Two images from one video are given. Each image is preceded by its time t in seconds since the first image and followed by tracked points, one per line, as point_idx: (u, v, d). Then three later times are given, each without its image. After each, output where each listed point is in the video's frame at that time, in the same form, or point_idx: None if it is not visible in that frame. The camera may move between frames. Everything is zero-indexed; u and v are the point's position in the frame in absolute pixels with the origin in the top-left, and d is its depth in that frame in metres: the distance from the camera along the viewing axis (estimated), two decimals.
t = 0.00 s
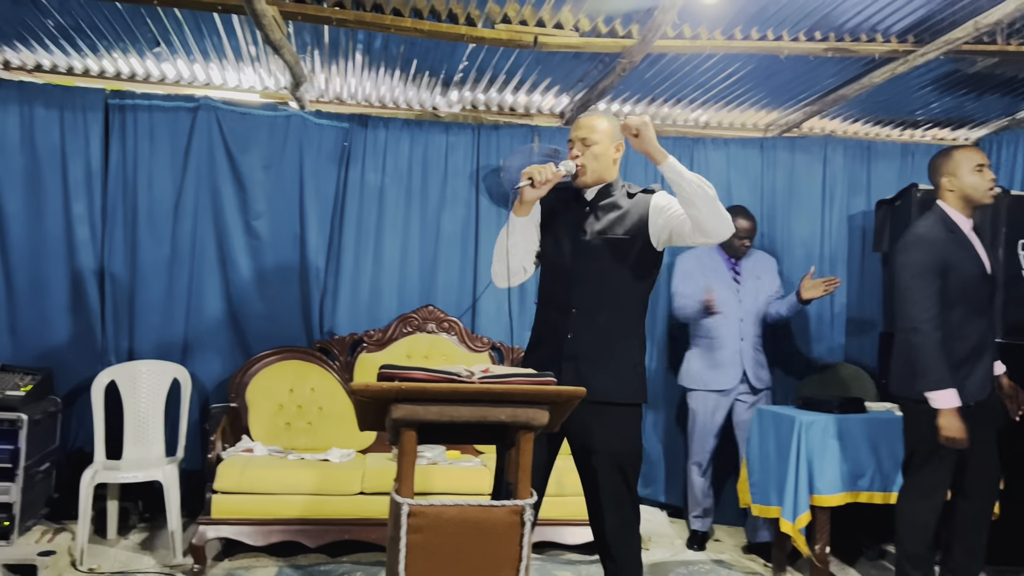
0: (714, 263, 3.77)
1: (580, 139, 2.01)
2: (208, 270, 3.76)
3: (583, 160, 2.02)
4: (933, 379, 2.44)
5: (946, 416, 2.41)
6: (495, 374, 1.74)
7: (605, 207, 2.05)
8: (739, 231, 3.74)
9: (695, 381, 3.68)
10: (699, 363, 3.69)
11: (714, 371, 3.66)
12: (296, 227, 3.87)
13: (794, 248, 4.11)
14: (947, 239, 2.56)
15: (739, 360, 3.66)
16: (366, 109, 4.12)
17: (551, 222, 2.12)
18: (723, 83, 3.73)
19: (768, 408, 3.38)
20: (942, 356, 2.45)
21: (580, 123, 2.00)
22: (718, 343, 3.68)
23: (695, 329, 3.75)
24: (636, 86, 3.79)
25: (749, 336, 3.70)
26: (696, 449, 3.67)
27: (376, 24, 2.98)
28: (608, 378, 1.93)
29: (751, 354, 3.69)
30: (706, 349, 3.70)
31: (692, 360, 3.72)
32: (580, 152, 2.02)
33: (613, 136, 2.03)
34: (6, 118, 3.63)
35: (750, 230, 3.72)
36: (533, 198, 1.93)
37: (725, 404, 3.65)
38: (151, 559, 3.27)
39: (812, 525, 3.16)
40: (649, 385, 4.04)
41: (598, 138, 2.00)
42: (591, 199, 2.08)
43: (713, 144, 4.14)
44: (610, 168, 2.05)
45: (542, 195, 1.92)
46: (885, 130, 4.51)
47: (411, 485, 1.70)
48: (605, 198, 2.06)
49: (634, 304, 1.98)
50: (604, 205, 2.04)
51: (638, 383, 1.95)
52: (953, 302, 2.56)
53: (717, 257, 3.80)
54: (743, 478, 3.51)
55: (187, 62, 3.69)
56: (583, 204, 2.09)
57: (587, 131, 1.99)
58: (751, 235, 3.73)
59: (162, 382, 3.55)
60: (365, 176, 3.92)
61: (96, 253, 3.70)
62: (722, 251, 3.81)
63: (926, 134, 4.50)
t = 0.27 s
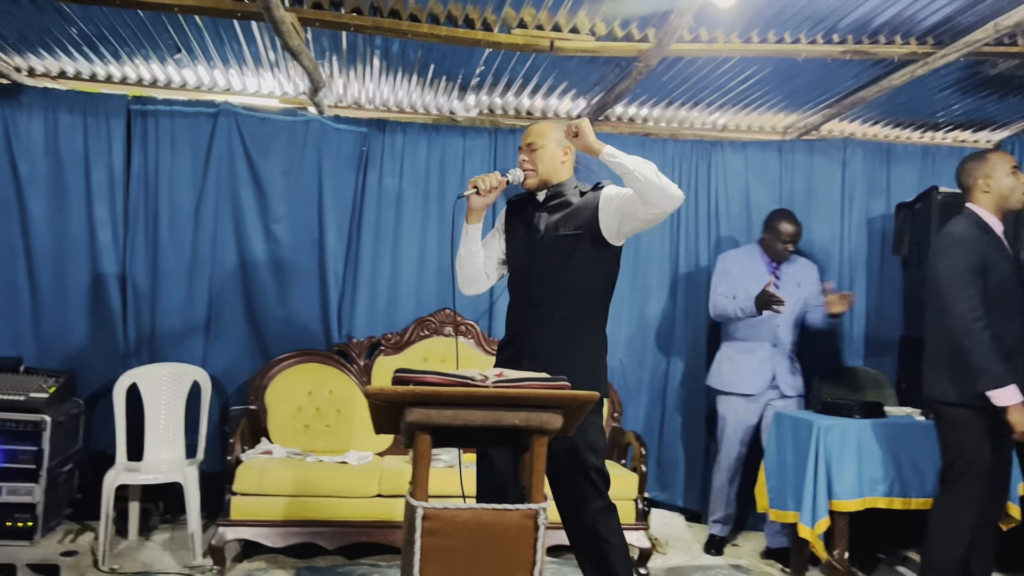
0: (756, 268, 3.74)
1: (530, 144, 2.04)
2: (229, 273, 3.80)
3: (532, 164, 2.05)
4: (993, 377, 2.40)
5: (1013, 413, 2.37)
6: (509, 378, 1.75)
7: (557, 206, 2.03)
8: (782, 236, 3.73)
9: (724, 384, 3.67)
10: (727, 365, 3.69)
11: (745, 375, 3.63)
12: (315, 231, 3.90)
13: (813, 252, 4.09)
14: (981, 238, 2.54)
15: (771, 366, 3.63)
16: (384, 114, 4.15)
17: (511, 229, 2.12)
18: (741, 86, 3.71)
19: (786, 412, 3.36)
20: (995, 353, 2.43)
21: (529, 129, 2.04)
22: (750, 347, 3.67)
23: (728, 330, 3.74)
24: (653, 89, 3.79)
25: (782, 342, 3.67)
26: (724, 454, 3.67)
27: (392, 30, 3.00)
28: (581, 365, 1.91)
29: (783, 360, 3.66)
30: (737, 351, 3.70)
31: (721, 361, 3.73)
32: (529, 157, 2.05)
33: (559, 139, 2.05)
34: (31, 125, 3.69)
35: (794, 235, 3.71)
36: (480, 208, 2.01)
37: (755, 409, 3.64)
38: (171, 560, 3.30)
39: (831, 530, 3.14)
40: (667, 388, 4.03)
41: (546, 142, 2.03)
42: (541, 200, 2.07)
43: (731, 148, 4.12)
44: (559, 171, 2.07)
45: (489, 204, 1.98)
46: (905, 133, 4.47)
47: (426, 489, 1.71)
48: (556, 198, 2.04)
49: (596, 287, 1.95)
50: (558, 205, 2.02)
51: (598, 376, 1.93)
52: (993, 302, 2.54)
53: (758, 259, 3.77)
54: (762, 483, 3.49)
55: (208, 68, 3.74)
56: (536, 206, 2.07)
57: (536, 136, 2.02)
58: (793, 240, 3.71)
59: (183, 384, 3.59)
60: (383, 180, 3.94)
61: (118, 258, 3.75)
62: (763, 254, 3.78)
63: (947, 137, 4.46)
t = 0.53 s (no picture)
0: (794, 272, 3.67)
1: (500, 145, 1.88)
2: (244, 274, 3.82)
3: (498, 166, 1.89)
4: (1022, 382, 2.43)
5: None
6: (521, 379, 1.75)
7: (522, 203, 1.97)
8: (822, 243, 3.57)
9: (747, 382, 3.67)
10: (752, 364, 3.67)
11: (769, 378, 3.63)
12: (329, 233, 3.91)
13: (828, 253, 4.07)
14: None
15: (796, 371, 3.62)
16: (397, 116, 4.16)
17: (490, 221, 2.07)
18: (755, 87, 3.70)
19: (801, 414, 3.35)
20: None
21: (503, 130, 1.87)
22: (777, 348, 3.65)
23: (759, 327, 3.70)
24: (667, 91, 3.78)
25: (810, 348, 3.64)
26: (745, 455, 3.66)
27: (406, 32, 3.01)
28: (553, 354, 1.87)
29: (809, 366, 3.64)
30: (763, 350, 3.68)
31: (747, 358, 3.72)
32: (499, 156, 1.89)
33: (529, 138, 1.87)
34: (49, 128, 3.73)
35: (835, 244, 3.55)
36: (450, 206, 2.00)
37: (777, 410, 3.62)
38: (186, 559, 3.33)
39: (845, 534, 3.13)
40: (681, 390, 4.02)
41: (515, 144, 1.86)
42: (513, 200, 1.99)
43: (745, 149, 4.11)
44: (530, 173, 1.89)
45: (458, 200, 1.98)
46: (921, 134, 4.44)
47: (438, 489, 1.72)
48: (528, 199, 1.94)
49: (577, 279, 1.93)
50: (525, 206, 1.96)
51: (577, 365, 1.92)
52: None
53: (795, 263, 3.69)
54: (776, 485, 3.48)
55: (224, 71, 3.76)
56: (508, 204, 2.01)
57: (508, 138, 1.87)
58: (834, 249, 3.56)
59: (198, 385, 3.62)
60: (397, 182, 3.96)
61: (135, 260, 3.78)
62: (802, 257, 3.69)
63: (964, 137, 4.42)
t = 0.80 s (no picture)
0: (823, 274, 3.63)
1: (499, 146, 1.98)
2: (258, 275, 3.84)
3: (498, 165, 1.99)
4: None
5: None
6: (535, 380, 1.74)
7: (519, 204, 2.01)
8: (852, 246, 3.49)
9: (768, 382, 3.63)
10: (774, 365, 3.64)
11: (792, 379, 3.59)
12: (343, 234, 3.92)
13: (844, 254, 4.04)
14: None
15: (820, 373, 3.59)
16: (411, 118, 4.17)
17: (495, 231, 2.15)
18: (771, 87, 3.68)
19: (816, 416, 3.33)
20: None
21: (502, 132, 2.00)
22: (801, 351, 3.62)
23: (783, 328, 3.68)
24: (681, 91, 3.77)
25: (835, 352, 3.61)
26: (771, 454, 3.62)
27: (420, 34, 3.02)
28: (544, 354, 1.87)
29: (833, 371, 3.61)
30: (787, 352, 3.65)
31: (768, 359, 3.68)
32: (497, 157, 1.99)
33: (525, 140, 1.97)
34: (66, 131, 3.77)
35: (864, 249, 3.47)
36: (448, 209, 2.05)
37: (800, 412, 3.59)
38: (201, 559, 3.34)
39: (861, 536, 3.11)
40: (695, 392, 4.00)
41: (512, 143, 1.97)
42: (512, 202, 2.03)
43: (760, 149, 4.09)
44: (528, 171, 1.98)
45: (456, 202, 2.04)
46: (938, 134, 4.40)
47: (452, 490, 1.72)
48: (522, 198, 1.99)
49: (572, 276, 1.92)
50: (521, 206, 1.99)
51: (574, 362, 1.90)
52: None
53: (824, 263, 3.65)
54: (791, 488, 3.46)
55: (239, 73, 3.78)
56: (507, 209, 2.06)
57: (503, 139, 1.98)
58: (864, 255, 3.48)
59: (214, 385, 3.63)
60: (411, 184, 3.96)
61: (151, 262, 3.80)
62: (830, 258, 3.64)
63: (981, 137, 4.38)
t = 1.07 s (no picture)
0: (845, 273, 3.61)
1: (521, 138, 1.99)
2: (272, 275, 3.84)
3: (517, 156, 2.00)
4: None
5: None
6: (552, 381, 1.74)
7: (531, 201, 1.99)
8: (870, 246, 3.47)
9: (786, 380, 3.61)
10: (791, 363, 3.62)
11: (810, 379, 3.57)
12: (356, 234, 3.92)
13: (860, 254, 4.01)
14: None
15: (838, 374, 3.56)
16: (425, 118, 4.17)
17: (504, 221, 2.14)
18: (786, 86, 3.66)
19: (832, 418, 3.31)
20: None
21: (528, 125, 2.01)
22: (818, 350, 3.60)
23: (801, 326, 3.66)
24: (696, 91, 3.76)
25: (854, 352, 3.59)
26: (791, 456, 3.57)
27: (435, 34, 3.02)
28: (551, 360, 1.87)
29: (852, 371, 3.58)
30: (805, 350, 3.63)
31: (786, 357, 3.66)
32: (518, 149, 2.00)
33: (548, 137, 1.98)
34: (82, 131, 3.78)
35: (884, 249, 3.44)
36: (463, 192, 2.06)
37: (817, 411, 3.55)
38: (215, 559, 3.35)
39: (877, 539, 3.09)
40: (709, 393, 3.99)
41: (534, 136, 1.98)
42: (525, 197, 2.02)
43: (775, 149, 4.07)
44: (545, 168, 1.98)
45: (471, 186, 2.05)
46: (955, 133, 4.37)
47: (468, 492, 1.71)
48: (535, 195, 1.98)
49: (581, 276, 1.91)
50: (533, 203, 1.98)
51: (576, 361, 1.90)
52: None
53: (845, 263, 3.63)
54: (807, 489, 3.43)
55: (253, 74, 3.79)
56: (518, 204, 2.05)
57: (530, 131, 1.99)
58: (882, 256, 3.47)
59: (228, 385, 3.64)
60: (424, 184, 3.96)
61: (166, 261, 3.81)
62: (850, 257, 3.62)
63: (999, 137, 4.34)
